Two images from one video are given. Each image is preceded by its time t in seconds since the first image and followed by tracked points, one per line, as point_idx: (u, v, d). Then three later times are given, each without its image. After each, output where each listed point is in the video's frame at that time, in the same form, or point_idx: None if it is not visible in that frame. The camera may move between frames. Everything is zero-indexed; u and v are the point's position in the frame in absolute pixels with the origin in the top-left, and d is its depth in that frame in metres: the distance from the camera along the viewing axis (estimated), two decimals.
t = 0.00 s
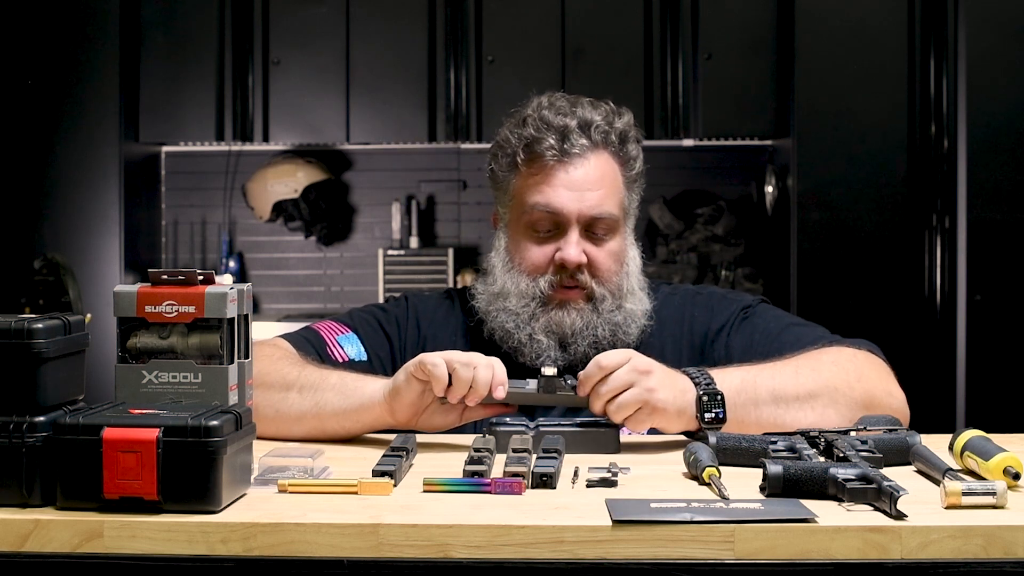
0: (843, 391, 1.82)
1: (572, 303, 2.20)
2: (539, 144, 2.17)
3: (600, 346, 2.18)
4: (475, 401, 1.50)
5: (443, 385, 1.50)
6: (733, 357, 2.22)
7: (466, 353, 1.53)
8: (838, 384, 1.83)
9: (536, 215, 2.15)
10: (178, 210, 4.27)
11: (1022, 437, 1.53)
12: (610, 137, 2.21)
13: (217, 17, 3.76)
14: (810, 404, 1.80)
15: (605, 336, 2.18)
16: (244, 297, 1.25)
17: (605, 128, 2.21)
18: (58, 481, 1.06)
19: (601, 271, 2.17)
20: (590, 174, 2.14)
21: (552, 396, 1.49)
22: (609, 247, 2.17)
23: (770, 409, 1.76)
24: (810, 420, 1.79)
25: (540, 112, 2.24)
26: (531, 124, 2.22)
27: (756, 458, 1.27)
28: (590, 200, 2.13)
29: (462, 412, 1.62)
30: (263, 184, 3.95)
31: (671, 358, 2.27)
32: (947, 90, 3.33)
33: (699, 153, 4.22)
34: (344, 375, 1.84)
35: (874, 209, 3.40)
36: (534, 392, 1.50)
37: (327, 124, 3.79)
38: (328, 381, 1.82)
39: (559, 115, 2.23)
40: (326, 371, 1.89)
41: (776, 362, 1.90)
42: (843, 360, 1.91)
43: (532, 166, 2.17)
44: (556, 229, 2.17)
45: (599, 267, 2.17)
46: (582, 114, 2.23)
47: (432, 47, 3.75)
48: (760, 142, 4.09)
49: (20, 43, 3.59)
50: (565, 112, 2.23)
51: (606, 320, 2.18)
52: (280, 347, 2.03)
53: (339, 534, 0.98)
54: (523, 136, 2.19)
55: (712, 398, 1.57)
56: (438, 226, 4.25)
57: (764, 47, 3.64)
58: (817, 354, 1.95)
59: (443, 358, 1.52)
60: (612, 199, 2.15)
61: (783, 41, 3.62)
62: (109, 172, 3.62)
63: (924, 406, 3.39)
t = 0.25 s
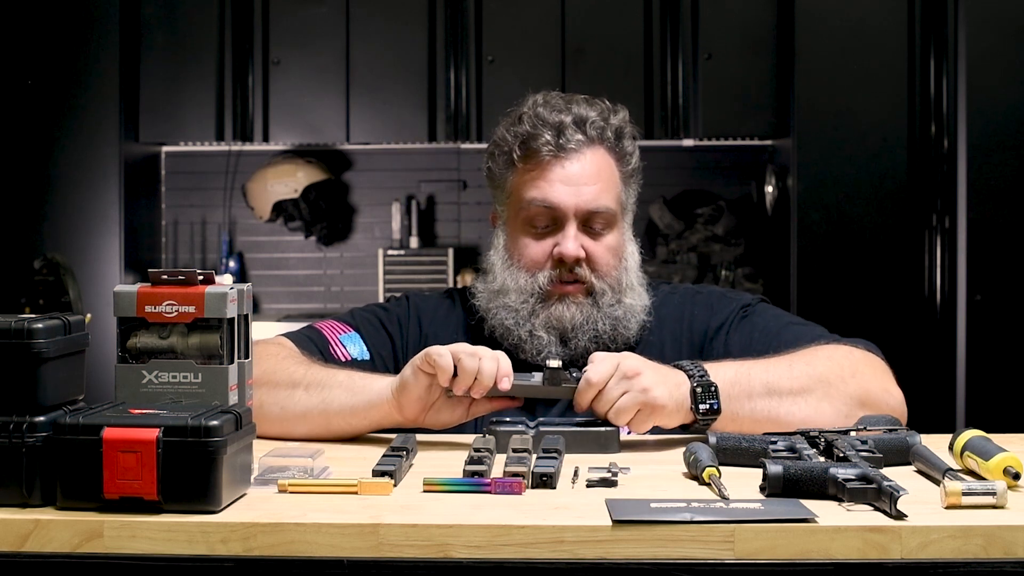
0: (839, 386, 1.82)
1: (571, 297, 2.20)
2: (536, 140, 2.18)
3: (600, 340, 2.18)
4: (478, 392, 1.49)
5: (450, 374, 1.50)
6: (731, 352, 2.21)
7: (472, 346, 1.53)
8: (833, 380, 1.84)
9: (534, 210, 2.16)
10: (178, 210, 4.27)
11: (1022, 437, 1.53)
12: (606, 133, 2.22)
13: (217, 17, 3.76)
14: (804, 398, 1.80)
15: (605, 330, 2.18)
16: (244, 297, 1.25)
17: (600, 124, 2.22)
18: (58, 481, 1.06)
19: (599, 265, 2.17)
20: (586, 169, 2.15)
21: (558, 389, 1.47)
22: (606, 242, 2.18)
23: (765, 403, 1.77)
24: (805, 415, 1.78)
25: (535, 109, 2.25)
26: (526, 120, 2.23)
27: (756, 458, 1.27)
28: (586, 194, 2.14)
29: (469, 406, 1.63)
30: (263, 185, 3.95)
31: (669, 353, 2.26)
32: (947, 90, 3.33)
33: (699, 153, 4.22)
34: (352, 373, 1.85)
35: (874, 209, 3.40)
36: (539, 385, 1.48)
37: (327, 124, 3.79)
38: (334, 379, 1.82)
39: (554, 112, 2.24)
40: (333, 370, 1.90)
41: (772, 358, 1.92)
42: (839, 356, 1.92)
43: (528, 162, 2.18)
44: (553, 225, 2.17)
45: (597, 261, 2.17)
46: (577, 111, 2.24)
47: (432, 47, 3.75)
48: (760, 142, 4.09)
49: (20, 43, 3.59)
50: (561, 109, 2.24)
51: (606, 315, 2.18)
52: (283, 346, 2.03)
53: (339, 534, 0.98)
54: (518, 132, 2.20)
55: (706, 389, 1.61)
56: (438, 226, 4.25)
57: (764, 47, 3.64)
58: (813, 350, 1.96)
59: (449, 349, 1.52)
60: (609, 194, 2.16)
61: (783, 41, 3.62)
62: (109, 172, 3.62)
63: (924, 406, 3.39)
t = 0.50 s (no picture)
0: (833, 385, 1.82)
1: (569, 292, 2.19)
2: (532, 136, 2.19)
3: (598, 335, 2.17)
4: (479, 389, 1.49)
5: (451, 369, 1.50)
6: (727, 352, 2.21)
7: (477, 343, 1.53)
8: (827, 379, 1.84)
9: (531, 206, 2.16)
10: (178, 210, 4.27)
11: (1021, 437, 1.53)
12: (602, 129, 2.23)
13: (217, 17, 3.76)
14: (798, 398, 1.80)
15: (603, 325, 2.18)
16: (244, 297, 1.25)
17: (596, 121, 2.23)
18: (58, 481, 1.06)
19: (596, 260, 2.18)
20: (583, 164, 2.16)
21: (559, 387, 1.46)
22: (603, 236, 2.18)
23: (759, 403, 1.77)
24: (800, 415, 1.78)
25: (531, 106, 2.25)
26: (523, 117, 2.24)
27: (756, 458, 1.27)
28: (583, 190, 2.15)
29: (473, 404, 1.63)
30: (263, 184, 3.94)
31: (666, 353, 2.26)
32: (947, 90, 3.33)
33: (699, 153, 4.22)
34: (358, 372, 1.86)
35: (874, 209, 3.40)
36: (539, 383, 1.47)
37: (328, 124, 3.79)
38: (337, 377, 1.82)
39: (550, 108, 2.24)
40: (339, 369, 1.90)
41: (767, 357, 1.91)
42: (833, 355, 1.92)
43: (525, 159, 2.19)
44: (550, 220, 2.18)
45: (594, 256, 2.18)
46: (573, 108, 2.24)
47: (432, 47, 3.75)
48: (760, 142, 4.09)
49: (20, 42, 3.59)
50: (557, 105, 2.25)
51: (604, 310, 2.18)
52: (285, 345, 2.03)
53: (339, 534, 0.98)
54: (515, 129, 2.21)
55: (701, 393, 1.59)
56: (438, 226, 4.25)
57: (764, 47, 3.64)
58: (807, 350, 1.96)
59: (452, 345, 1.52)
60: (606, 189, 2.17)
61: (783, 41, 3.62)
62: (109, 172, 3.62)
63: (924, 406, 3.39)
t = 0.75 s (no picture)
0: (834, 387, 1.82)
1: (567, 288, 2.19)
2: (527, 133, 2.19)
3: (596, 330, 2.17)
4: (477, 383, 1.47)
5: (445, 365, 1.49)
6: (727, 352, 2.21)
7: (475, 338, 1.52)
8: (827, 380, 1.84)
9: (527, 202, 2.17)
10: (178, 210, 4.27)
11: (1021, 437, 1.53)
12: (597, 125, 2.23)
13: (217, 17, 3.77)
14: (800, 400, 1.80)
15: (601, 320, 2.17)
16: (244, 296, 1.25)
17: (591, 117, 2.23)
18: (58, 481, 1.06)
19: (593, 255, 2.17)
20: (577, 160, 2.16)
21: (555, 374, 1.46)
22: (599, 231, 2.18)
23: (761, 406, 1.76)
24: (801, 417, 1.78)
25: (526, 103, 2.25)
26: (517, 114, 2.24)
27: (756, 458, 1.27)
28: (578, 184, 2.14)
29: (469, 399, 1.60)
30: (263, 184, 3.94)
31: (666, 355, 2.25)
32: (947, 90, 3.33)
33: (699, 153, 4.22)
34: (356, 370, 1.85)
35: (874, 208, 3.40)
36: (537, 371, 1.47)
37: (328, 124, 3.79)
38: (336, 376, 1.82)
39: (545, 105, 2.24)
40: (337, 367, 1.90)
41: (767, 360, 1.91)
42: (832, 357, 1.92)
43: (520, 156, 2.20)
44: (547, 216, 2.18)
45: (591, 251, 2.18)
46: (568, 104, 2.24)
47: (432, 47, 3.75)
48: (760, 142, 4.09)
49: (20, 42, 3.59)
50: (552, 102, 2.25)
51: (602, 305, 2.17)
52: (283, 347, 2.03)
53: (339, 534, 0.98)
54: (510, 127, 2.22)
55: (702, 395, 1.56)
56: (438, 226, 4.25)
57: (764, 47, 3.64)
58: (806, 352, 1.96)
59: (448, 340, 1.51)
60: (601, 184, 2.17)
61: (783, 41, 3.62)
62: (109, 172, 3.62)
63: (925, 407, 3.39)
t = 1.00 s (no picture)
0: (832, 386, 1.82)
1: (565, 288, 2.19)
2: (525, 133, 2.19)
3: (595, 330, 2.17)
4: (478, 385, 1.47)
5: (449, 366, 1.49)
6: (726, 352, 2.21)
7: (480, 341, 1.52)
8: (825, 380, 1.84)
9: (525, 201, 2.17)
10: (178, 210, 4.27)
11: (1021, 437, 1.53)
12: (595, 125, 2.23)
13: (218, 17, 3.76)
14: (799, 399, 1.80)
15: (599, 320, 2.17)
16: (244, 297, 1.25)
17: (589, 117, 2.23)
18: (58, 481, 1.06)
19: (592, 255, 2.17)
20: (576, 160, 2.16)
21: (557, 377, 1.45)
22: (598, 231, 2.18)
23: (758, 406, 1.76)
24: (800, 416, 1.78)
25: (524, 104, 2.25)
26: (516, 115, 2.24)
27: (756, 458, 1.27)
28: (577, 184, 2.14)
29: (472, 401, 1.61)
30: (263, 184, 3.94)
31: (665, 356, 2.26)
32: (947, 90, 3.33)
33: (699, 153, 4.22)
34: (356, 371, 1.86)
35: (874, 208, 3.40)
36: (539, 374, 1.46)
37: (328, 124, 3.79)
38: (337, 377, 1.82)
39: (544, 105, 2.25)
40: (338, 368, 1.90)
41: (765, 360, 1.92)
42: (830, 356, 1.92)
43: (519, 155, 2.20)
44: (545, 215, 2.18)
45: (589, 251, 2.18)
46: (566, 105, 2.25)
47: (432, 47, 3.75)
48: (760, 142, 4.09)
49: (20, 42, 3.59)
50: (550, 102, 2.26)
51: (600, 305, 2.17)
52: (284, 347, 2.04)
53: (339, 534, 0.98)
54: (508, 127, 2.22)
55: (699, 397, 1.55)
56: (438, 226, 4.25)
57: (764, 47, 3.64)
58: (805, 352, 1.96)
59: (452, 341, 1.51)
60: (600, 183, 2.17)
61: (783, 41, 3.62)
62: (109, 172, 3.62)
63: (924, 406, 3.39)
